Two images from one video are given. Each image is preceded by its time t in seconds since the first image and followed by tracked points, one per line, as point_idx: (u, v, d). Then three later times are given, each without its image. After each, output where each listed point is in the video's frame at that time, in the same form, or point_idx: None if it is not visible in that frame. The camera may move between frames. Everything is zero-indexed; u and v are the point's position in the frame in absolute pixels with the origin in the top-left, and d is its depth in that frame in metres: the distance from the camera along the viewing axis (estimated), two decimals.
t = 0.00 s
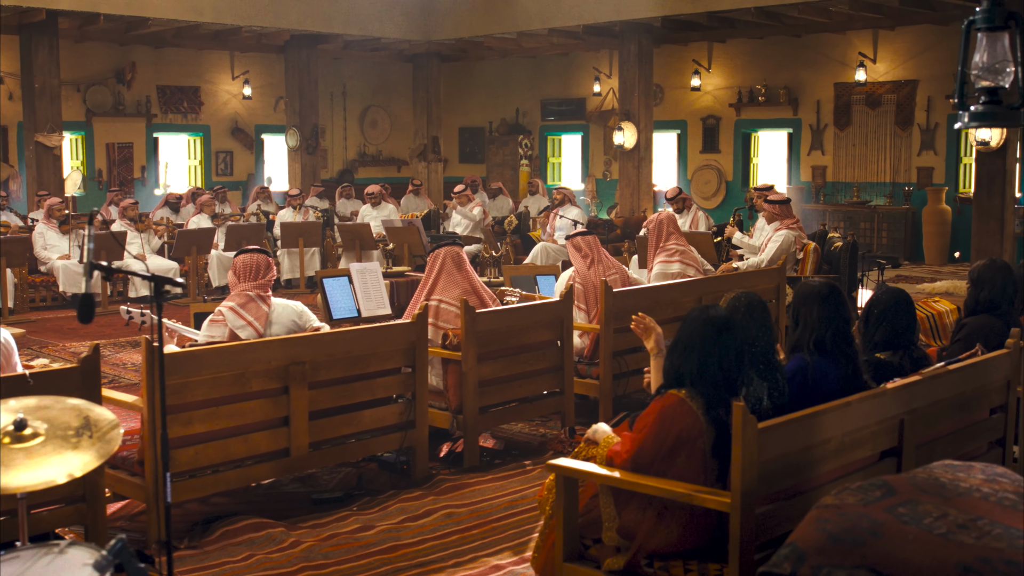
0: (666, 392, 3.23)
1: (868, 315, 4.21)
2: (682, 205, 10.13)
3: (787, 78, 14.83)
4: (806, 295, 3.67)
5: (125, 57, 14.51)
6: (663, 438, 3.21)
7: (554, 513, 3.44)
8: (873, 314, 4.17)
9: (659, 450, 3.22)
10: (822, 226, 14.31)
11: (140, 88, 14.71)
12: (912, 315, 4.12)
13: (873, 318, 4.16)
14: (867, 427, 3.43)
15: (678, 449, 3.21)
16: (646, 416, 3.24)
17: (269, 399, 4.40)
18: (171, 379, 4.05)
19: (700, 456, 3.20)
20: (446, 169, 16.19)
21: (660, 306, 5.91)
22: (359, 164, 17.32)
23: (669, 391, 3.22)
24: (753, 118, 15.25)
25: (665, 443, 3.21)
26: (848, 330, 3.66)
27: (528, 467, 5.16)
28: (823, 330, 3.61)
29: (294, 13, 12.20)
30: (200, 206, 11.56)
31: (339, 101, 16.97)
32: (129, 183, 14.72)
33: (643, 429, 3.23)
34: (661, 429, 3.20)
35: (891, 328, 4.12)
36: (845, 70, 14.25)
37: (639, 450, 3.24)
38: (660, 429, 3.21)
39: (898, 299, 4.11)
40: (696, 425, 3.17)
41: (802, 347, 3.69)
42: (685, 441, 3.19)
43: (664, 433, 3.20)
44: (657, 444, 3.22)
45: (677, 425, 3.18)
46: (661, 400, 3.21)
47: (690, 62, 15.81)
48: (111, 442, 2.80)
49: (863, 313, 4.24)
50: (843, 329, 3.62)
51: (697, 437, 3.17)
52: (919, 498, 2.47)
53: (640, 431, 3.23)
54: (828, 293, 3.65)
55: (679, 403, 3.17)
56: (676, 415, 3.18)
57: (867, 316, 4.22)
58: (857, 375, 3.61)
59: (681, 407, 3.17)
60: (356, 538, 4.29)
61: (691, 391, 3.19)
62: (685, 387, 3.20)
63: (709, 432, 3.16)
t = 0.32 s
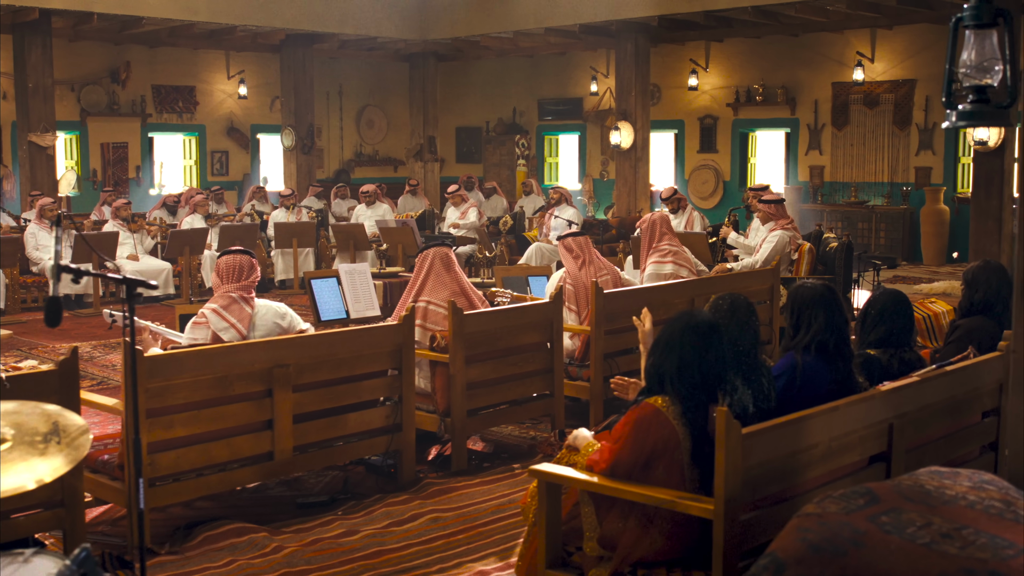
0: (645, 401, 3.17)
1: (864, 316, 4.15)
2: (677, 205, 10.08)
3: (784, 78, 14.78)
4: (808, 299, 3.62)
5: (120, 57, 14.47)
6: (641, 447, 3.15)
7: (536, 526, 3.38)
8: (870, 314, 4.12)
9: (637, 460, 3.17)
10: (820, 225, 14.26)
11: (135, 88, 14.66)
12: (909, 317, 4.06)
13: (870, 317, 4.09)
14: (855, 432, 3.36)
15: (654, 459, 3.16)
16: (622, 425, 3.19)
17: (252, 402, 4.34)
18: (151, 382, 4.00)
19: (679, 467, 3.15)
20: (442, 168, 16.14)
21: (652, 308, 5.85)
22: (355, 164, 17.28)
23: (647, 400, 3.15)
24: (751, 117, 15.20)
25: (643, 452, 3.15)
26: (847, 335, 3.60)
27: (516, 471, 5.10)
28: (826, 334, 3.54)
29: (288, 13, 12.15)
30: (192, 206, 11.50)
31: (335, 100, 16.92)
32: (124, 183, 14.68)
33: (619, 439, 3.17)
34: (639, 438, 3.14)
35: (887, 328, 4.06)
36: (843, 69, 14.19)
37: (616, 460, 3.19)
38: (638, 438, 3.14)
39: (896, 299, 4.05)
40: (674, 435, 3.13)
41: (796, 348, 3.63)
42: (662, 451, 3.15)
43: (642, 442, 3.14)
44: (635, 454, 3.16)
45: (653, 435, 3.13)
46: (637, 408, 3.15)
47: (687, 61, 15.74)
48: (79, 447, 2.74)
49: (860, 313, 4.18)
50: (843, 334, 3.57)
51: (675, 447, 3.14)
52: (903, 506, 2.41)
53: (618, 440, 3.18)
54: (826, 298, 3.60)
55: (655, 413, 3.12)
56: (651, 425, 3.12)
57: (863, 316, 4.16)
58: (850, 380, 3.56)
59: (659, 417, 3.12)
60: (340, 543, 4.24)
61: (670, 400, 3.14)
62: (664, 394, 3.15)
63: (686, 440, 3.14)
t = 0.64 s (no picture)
0: (629, 413, 3.12)
1: (849, 316, 4.08)
2: (674, 205, 10.03)
3: (783, 77, 14.73)
4: (799, 299, 3.57)
5: (116, 56, 14.44)
6: (629, 462, 3.11)
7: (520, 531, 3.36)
8: (856, 315, 4.05)
9: (625, 474, 3.13)
10: (818, 225, 14.20)
11: (131, 88, 14.64)
12: (895, 317, 4.00)
13: (856, 318, 4.03)
14: (844, 437, 3.31)
15: (644, 473, 3.12)
16: (609, 436, 3.15)
17: (237, 405, 4.30)
18: (133, 385, 3.96)
19: (668, 478, 3.11)
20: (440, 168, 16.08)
21: (644, 309, 5.80)
22: (353, 163, 17.24)
23: (633, 414, 3.11)
24: (749, 117, 15.16)
25: (631, 467, 3.11)
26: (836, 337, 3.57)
27: (506, 474, 5.05)
28: (817, 336, 3.50)
29: (285, 12, 12.12)
30: (187, 206, 11.48)
31: (332, 99, 16.90)
32: (120, 183, 14.65)
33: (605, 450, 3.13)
34: (626, 452, 3.10)
35: (874, 329, 4.00)
36: (842, 69, 14.13)
37: (603, 472, 3.14)
38: (625, 453, 3.11)
39: (881, 300, 4.00)
40: (661, 449, 3.09)
41: (784, 348, 3.58)
42: (650, 465, 3.10)
43: (629, 455, 3.10)
44: (623, 466, 3.12)
45: (641, 448, 3.08)
46: (625, 423, 3.10)
47: (686, 61, 15.69)
48: (48, 452, 2.71)
49: (845, 314, 4.12)
50: (834, 336, 3.54)
51: (662, 460, 3.10)
52: (887, 514, 2.36)
53: (605, 452, 3.13)
54: (816, 298, 3.56)
55: (641, 427, 3.07)
56: (639, 438, 3.08)
57: (848, 316, 4.10)
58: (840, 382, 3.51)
59: (644, 431, 3.07)
60: (325, 548, 4.18)
61: (652, 410, 3.10)
62: (646, 407, 3.11)
63: (673, 449, 3.10)
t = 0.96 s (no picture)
0: (616, 420, 3.06)
1: (838, 323, 4.01)
2: (671, 205, 9.98)
3: (783, 76, 14.65)
4: (785, 302, 3.48)
5: (111, 55, 14.41)
6: (616, 468, 3.04)
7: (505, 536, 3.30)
8: (844, 320, 3.97)
9: (611, 481, 3.06)
10: (818, 225, 14.14)
11: (126, 87, 14.60)
12: (884, 321, 3.93)
13: (845, 323, 3.96)
14: (835, 442, 3.24)
15: (631, 477, 3.06)
16: (597, 442, 3.08)
17: (222, 408, 4.23)
18: (114, 388, 3.89)
19: (655, 483, 3.06)
20: (437, 167, 16.02)
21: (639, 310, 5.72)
22: (351, 163, 17.20)
23: (620, 420, 3.05)
24: (749, 116, 15.10)
25: (619, 472, 3.05)
26: (824, 341, 3.48)
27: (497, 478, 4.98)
28: (800, 340, 3.42)
29: (282, 11, 12.08)
30: (182, 206, 11.43)
31: (330, 99, 16.87)
32: (115, 183, 14.61)
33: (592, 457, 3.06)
34: (613, 458, 3.04)
35: (864, 334, 3.94)
36: (843, 67, 14.05)
37: (589, 479, 3.09)
38: (612, 460, 3.04)
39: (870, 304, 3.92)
40: (650, 456, 3.03)
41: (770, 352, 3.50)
42: (638, 469, 3.04)
43: (616, 462, 3.04)
44: (609, 473, 3.06)
45: (629, 454, 3.03)
46: (613, 429, 3.04)
47: (685, 59, 15.63)
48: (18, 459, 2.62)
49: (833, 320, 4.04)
50: (820, 341, 3.44)
51: (650, 466, 3.04)
52: (874, 524, 2.28)
53: (591, 459, 3.07)
54: (803, 300, 3.46)
55: (628, 433, 3.02)
56: (627, 445, 3.02)
57: (837, 320, 4.02)
58: (825, 387, 3.43)
59: (632, 437, 3.02)
60: (310, 553, 4.11)
61: (639, 416, 3.03)
62: (634, 412, 3.04)
63: (661, 454, 3.04)
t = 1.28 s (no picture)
0: (607, 424, 3.01)
1: (827, 328, 3.94)
2: (668, 206, 9.93)
3: (783, 76, 14.60)
4: (763, 311, 3.43)
5: (108, 54, 14.40)
6: (606, 472, 2.99)
7: (490, 542, 3.26)
8: (834, 327, 3.91)
9: (599, 485, 3.01)
10: (818, 226, 14.09)
11: (124, 86, 14.59)
12: (875, 327, 3.87)
13: (834, 331, 3.90)
14: (826, 446, 3.18)
15: (621, 482, 3.00)
16: (587, 448, 3.02)
17: (208, 411, 4.18)
18: (98, 391, 3.85)
19: (645, 488, 3.00)
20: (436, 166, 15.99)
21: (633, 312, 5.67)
22: (349, 163, 17.17)
23: (611, 424, 2.99)
24: (749, 116, 15.05)
25: (610, 477, 3.00)
26: (808, 347, 3.42)
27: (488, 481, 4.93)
28: (777, 351, 3.37)
29: (280, 10, 12.04)
30: (178, 207, 11.40)
31: (328, 98, 16.84)
32: (112, 183, 14.59)
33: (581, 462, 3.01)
34: (602, 463, 2.99)
35: (855, 342, 3.87)
36: (844, 67, 13.99)
37: (578, 484, 3.03)
38: (602, 464, 2.99)
39: (859, 311, 3.87)
40: (641, 459, 2.97)
41: (750, 364, 3.45)
42: (628, 474, 2.98)
43: (606, 466, 2.98)
44: (598, 478, 3.01)
45: (619, 458, 2.97)
46: (603, 433, 2.98)
47: (684, 59, 15.58)
48: None
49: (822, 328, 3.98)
50: (798, 352, 3.38)
51: (640, 470, 2.98)
52: (861, 532, 2.23)
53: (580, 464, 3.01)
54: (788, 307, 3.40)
55: (619, 437, 2.96)
56: (619, 449, 2.96)
57: (825, 328, 3.96)
58: (810, 394, 3.38)
59: (623, 440, 2.96)
60: (297, 558, 4.06)
61: (629, 419, 2.97)
62: (625, 417, 2.98)
63: (653, 458, 2.98)
